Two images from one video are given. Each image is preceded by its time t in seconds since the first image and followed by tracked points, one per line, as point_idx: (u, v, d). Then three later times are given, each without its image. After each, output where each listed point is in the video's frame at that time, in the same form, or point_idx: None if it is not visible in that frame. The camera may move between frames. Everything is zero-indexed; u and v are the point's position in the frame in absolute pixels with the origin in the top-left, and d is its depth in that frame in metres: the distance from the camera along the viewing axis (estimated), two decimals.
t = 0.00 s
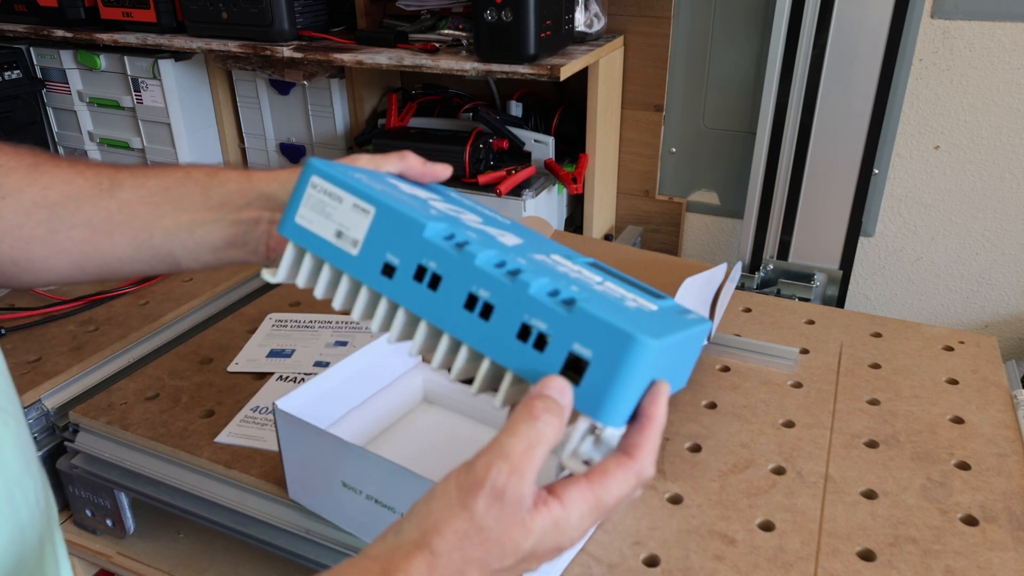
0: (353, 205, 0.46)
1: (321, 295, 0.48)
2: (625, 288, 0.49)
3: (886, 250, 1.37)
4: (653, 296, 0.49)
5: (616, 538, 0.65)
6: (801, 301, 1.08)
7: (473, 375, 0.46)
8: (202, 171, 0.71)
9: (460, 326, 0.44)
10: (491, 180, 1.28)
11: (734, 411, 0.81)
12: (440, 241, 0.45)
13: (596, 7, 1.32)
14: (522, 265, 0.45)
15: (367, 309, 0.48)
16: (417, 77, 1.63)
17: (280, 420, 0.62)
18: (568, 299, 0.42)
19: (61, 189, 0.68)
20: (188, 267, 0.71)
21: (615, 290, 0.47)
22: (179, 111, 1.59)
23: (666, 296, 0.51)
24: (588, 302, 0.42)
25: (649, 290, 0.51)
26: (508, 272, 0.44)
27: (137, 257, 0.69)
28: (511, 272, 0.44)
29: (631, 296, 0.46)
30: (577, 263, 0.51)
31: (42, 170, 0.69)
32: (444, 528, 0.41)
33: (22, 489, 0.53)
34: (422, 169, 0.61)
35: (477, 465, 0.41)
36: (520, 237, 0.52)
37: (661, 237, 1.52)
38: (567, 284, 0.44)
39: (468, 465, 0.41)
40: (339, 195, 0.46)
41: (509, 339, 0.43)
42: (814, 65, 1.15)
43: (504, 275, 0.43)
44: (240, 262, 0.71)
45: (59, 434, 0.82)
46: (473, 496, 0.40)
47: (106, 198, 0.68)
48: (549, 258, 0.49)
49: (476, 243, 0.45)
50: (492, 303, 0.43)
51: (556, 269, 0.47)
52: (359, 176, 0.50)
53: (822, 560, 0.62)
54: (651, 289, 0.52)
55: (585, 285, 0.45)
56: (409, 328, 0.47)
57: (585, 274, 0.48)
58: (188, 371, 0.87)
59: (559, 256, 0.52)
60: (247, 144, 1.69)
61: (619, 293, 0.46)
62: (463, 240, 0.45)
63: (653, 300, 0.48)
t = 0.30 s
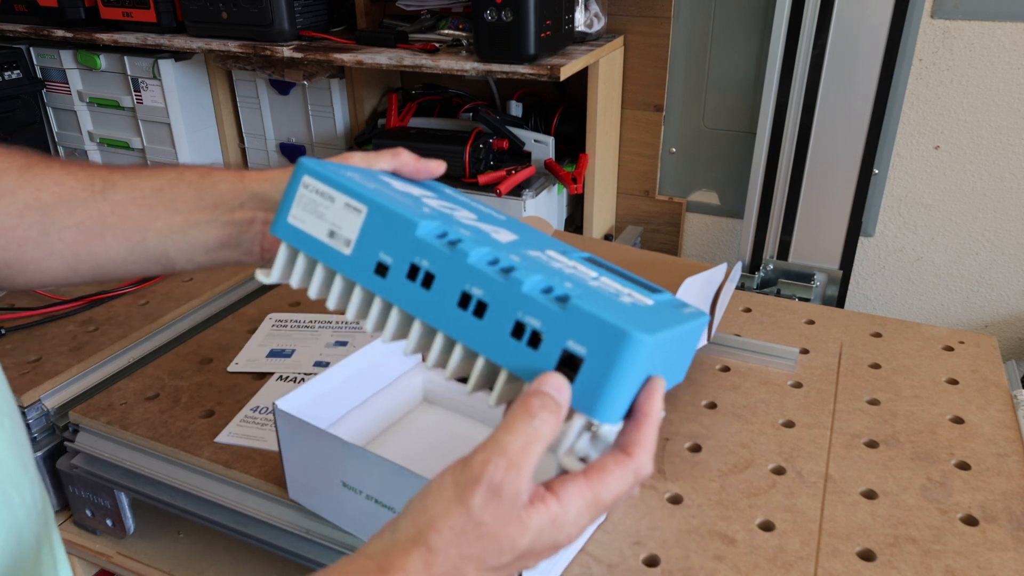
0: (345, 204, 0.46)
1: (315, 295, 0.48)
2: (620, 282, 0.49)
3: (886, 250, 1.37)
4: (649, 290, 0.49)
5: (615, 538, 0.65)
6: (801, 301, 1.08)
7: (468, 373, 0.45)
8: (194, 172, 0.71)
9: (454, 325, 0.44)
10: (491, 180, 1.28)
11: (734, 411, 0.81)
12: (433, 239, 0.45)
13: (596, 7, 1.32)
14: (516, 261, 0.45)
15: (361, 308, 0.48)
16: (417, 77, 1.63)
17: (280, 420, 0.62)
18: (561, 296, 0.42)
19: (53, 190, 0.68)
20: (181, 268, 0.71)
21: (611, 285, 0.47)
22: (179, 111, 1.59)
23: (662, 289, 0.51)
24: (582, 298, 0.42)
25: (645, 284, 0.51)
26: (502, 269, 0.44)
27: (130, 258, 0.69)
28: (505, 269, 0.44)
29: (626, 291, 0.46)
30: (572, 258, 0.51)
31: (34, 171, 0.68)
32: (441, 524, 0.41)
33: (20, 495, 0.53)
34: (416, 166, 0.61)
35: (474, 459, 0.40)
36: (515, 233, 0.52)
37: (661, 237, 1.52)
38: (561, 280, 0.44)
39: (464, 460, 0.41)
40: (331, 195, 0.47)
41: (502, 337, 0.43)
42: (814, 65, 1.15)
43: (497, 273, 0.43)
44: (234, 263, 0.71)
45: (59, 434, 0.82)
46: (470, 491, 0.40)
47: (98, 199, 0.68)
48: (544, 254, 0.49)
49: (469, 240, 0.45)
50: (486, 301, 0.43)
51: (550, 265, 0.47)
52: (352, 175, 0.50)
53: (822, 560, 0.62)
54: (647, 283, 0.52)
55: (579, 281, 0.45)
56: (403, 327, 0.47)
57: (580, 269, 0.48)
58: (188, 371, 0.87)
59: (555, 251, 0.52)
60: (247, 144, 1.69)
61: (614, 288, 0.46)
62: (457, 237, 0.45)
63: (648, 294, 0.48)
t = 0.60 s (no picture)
0: (337, 211, 0.46)
1: (306, 300, 0.48)
2: (615, 285, 0.49)
3: (886, 250, 1.37)
4: (645, 293, 0.49)
5: (616, 538, 0.65)
6: (801, 301, 1.08)
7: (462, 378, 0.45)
8: (190, 173, 0.71)
9: (447, 332, 0.44)
10: (491, 180, 1.28)
11: (734, 411, 0.81)
12: (425, 245, 0.45)
13: (596, 7, 1.32)
14: (509, 267, 0.45)
15: (354, 314, 0.48)
16: (417, 76, 1.63)
17: (280, 420, 0.62)
18: (555, 302, 0.42)
19: (49, 191, 0.68)
20: (176, 269, 0.71)
21: (606, 289, 0.47)
22: (179, 111, 1.59)
23: (658, 292, 0.50)
24: (575, 305, 0.42)
25: (641, 286, 0.51)
26: (494, 275, 0.44)
27: (128, 259, 0.69)
28: (497, 275, 0.44)
29: (621, 294, 0.46)
30: (568, 261, 0.51)
31: (28, 172, 0.68)
32: (434, 532, 0.41)
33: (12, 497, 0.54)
34: (410, 166, 0.61)
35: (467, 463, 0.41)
36: (509, 236, 0.52)
37: (661, 237, 1.52)
38: (555, 286, 0.44)
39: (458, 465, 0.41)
40: (323, 201, 0.47)
41: (495, 344, 0.42)
42: (814, 65, 1.15)
43: (490, 279, 0.43)
44: (228, 265, 0.71)
45: (59, 434, 0.82)
46: (463, 499, 0.40)
47: (92, 201, 0.68)
48: (537, 257, 0.49)
49: (462, 246, 0.45)
50: (478, 308, 0.43)
51: (544, 270, 0.46)
52: (344, 180, 0.50)
53: (822, 559, 0.62)
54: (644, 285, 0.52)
55: (573, 286, 0.45)
56: (396, 332, 0.47)
57: (575, 273, 0.48)
58: (188, 371, 0.87)
59: (550, 254, 0.51)
60: (247, 144, 1.69)
61: (609, 292, 0.46)
62: (450, 243, 0.45)
63: (643, 297, 0.48)
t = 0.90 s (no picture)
0: (327, 216, 0.46)
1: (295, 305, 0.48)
2: (608, 288, 0.48)
3: (886, 250, 1.37)
4: (639, 294, 0.49)
5: (615, 538, 0.65)
6: (801, 301, 1.08)
7: (454, 384, 0.45)
8: (188, 173, 0.70)
9: (437, 339, 0.43)
10: (491, 180, 1.28)
11: (734, 411, 0.81)
12: (415, 252, 0.44)
13: (596, 7, 1.32)
14: (499, 273, 0.44)
15: (346, 320, 0.48)
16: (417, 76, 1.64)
17: (280, 421, 0.62)
18: (545, 310, 0.42)
19: (48, 190, 0.68)
20: (175, 270, 0.71)
21: (599, 294, 0.46)
22: (179, 110, 1.59)
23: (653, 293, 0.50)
24: (565, 312, 0.42)
25: (636, 287, 0.51)
26: (484, 282, 0.43)
27: (127, 259, 0.69)
28: (487, 282, 0.44)
29: (613, 299, 0.46)
30: (561, 263, 0.51)
31: (22, 172, 0.69)
32: (424, 545, 0.42)
33: (8, 498, 0.54)
34: (404, 155, 0.66)
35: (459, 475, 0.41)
36: (503, 238, 0.52)
37: (661, 237, 1.52)
38: (545, 292, 0.44)
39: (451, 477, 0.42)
40: (313, 206, 0.46)
41: (485, 352, 0.42)
42: (814, 65, 1.15)
43: (479, 286, 0.43)
44: (225, 266, 0.70)
45: (59, 434, 0.82)
46: (452, 513, 0.41)
47: (87, 202, 0.68)
48: (530, 260, 0.48)
49: (452, 252, 0.45)
50: (468, 316, 0.42)
51: (536, 275, 0.46)
52: (335, 183, 0.50)
53: (822, 559, 0.62)
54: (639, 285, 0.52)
55: (565, 291, 0.45)
56: (389, 338, 0.47)
57: (568, 276, 0.48)
58: (188, 371, 0.87)
59: (544, 256, 0.51)
60: (247, 144, 1.69)
61: (602, 297, 0.46)
62: (441, 249, 0.45)
63: (637, 300, 0.48)
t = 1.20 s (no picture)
0: (326, 223, 0.46)
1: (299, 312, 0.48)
2: (609, 291, 0.48)
3: (886, 250, 1.37)
4: (640, 297, 0.49)
5: (615, 538, 0.65)
6: (801, 301, 1.08)
7: (455, 391, 0.45)
8: (188, 174, 0.70)
9: (437, 345, 0.43)
10: (491, 180, 1.28)
11: (734, 411, 0.81)
12: (415, 258, 0.44)
13: (596, 7, 1.32)
14: (497, 279, 0.44)
15: (347, 326, 0.48)
16: (417, 76, 1.64)
17: (280, 421, 0.62)
18: (544, 317, 0.42)
19: (47, 190, 0.68)
20: (175, 271, 0.71)
21: (599, 298, 0.46)
22: (179, 110, 1.59)
23: (656, 295, 0.50)
24: (564, 318, 0.41)
25: (639, 288, 0.51)
26: (484, 288, 0.43)
27: (126, 260, 0.69)
28: (487, 288, 0.44)
29: (614, 303, 0.46)
30: (562, 266, 0.51)
31: (23, 172, 0.69)
32: (426, 559, 0.41)
33: (5, 502, 0.53)
34: (405, 156, 0.66)
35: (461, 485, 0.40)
36: (504, 242, 0.52)
37: (661, 237, 1.52)
38: (545, 298, 0.44)
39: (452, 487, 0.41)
40: (313, 213, 0.47)
41: (485, 359, 0.42)
42: (814, 65, 1.15)
43: (479, 293, 0.43)
44: (226, 267, 0.70)
45: (59, 434, 0.82)
46: (453, 525, 0.40)
47: (87, 202, 0.68)
48: (531, 264, 0.48)
49: (451, 257, 0.45)
50: (467, 323, 0.42)
51: (536, 280, 0.46)
52: (336, 188, 0.50)
53: (822, 560, 0.62)
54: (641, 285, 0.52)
55: (564, 297, 0.45)
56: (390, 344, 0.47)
57: (568, 280, 0.48)
58: (188, 371, 0.87)
59: (545, 259, 0.51)
60: (247, 144, 1.69)
61: (603, 301, 0.46)
62: (440, 254, 0.45)
63: (638, 303, 0.47)
